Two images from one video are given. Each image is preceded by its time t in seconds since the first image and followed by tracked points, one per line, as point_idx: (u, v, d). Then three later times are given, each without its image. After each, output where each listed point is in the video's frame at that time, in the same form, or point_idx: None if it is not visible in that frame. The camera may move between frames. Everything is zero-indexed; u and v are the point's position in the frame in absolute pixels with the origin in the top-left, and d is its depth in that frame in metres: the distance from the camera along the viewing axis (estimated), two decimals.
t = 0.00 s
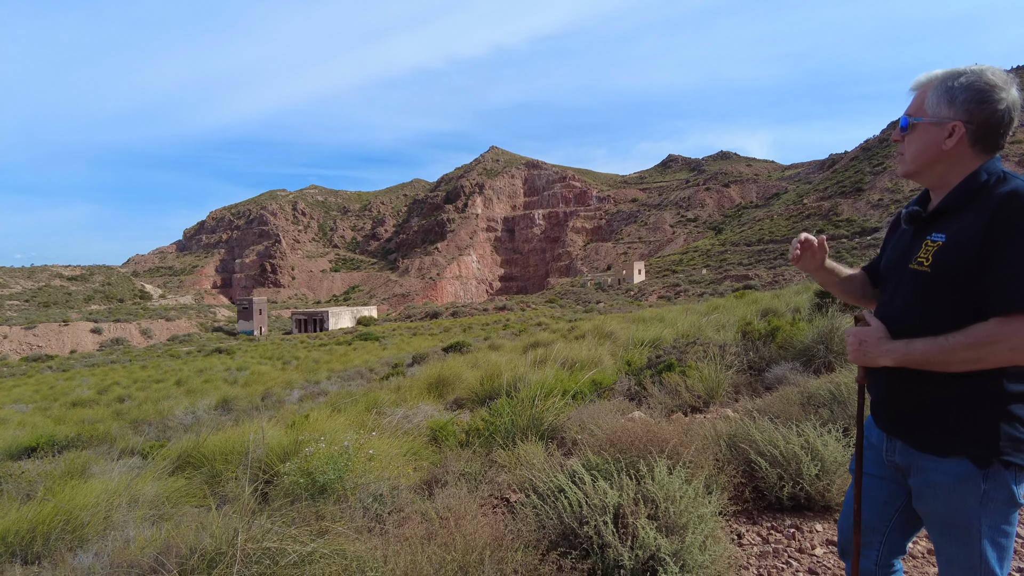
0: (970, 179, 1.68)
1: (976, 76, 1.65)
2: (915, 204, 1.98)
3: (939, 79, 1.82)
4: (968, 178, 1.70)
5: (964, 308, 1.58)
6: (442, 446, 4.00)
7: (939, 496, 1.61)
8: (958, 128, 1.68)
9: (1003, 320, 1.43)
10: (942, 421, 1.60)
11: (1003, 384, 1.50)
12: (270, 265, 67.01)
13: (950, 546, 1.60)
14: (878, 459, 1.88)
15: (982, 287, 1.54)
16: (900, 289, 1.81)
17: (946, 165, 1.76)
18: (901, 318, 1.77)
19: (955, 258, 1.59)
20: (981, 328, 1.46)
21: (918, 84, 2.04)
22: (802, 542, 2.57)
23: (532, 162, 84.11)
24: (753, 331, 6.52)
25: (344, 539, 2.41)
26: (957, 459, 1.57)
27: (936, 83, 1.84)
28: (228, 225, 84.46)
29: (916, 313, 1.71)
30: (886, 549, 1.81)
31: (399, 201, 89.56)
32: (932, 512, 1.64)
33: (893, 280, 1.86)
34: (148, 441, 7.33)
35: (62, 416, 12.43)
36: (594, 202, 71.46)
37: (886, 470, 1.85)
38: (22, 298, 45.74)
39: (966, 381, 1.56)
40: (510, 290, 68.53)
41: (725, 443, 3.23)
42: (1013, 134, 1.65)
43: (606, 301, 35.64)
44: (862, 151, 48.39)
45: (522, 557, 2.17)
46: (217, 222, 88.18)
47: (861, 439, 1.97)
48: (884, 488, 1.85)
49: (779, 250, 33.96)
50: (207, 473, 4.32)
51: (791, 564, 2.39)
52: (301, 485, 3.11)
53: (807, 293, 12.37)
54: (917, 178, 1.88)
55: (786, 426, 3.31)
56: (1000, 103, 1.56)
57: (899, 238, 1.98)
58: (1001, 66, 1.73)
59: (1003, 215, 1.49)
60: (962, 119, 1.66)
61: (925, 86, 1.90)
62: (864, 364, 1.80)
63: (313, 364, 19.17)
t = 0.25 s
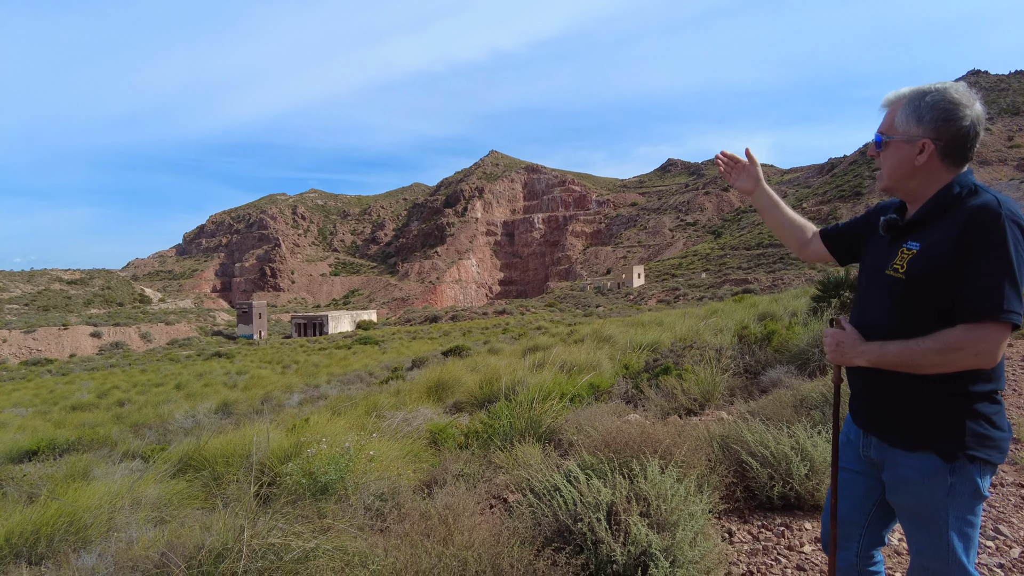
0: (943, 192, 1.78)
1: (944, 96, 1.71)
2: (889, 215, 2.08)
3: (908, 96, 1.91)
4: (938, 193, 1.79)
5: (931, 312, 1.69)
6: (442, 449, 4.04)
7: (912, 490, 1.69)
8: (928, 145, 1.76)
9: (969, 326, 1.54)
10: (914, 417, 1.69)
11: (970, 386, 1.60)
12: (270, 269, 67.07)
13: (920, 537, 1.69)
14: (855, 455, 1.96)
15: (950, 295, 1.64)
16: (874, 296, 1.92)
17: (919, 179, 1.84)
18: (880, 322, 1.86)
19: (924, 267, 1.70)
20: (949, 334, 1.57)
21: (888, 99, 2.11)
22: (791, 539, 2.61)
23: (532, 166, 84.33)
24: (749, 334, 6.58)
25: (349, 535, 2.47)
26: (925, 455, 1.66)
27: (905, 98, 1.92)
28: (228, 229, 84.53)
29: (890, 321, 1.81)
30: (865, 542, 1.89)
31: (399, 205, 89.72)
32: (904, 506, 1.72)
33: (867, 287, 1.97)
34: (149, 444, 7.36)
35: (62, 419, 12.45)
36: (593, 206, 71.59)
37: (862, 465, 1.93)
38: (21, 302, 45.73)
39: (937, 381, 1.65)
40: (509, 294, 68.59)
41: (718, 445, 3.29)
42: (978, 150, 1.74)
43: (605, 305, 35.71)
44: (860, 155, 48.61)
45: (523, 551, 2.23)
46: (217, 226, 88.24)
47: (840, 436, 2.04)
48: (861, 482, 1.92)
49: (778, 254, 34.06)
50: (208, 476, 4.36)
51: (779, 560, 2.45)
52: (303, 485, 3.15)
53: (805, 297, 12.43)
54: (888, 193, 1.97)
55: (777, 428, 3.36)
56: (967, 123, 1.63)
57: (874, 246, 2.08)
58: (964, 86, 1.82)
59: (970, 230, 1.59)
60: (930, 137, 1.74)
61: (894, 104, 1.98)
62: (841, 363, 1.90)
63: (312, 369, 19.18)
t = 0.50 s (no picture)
0: (911, 201, 1.86)
1: (917, 108, 1.80)
2: (864, 219, 2.16)
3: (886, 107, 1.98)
4: (909, 201, 1.88)
5: (902, 314, 1.77)
6: (441, 449, 4.09)
7: (886, 483, 1.77)
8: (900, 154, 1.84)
9: (933, 327, 1.61)
10: (886, 414, 1.77)
11: (938, 382, 1.67)
12: (269, 272, 67.11)
13: (895, 528, 1.77)
14: (835, 450, 2.03)
15: (917, 298, 1.72)
16: (849, 300, 1.99)
17: (891, 188, 1.93)
18: (854, 323, 1.93)
19: (897, 272, 1.77)
20: (916, 333, 1.64)
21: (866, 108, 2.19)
22: (780, 536, 2.66)
23: (531, 169, 84.50)
24: (746, 337, 6.61)
25: (349, 532, 2.52)
26: (896, 450, 1.74)
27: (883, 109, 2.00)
28: (228, 232, 84.58)
29: (863, 323, 1.89)
30: (846, 533, 1.97)
31: (399, 208, 89.85)
32: (879, 498, 1.81)
33: (843, 291, 2.05)
34: (148, 447, 7.39)
35: (62, 422, 12.47)
36: (593, 209, 71.72)
37: (843, 460, 2.00)
38: (21, 305, 45.74)
39: (906, 380, 1.73)
40: (509, 297, 68.63)
41: (711, 444, 3.34)
42: (947, 161, 1.83)
43: (604, 307, 35.74)
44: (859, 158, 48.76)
45: (518, 544, 2.29)
46: (217, 228, 88.29)
47: (821, 433, 2.12)
48: (840, 476, 2.00)
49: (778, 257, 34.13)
50: (210, 477, 4.40)
51: (770, 554, 2.50)
52: (304, 483, 3.20)
53: (803, 300, 12.49)
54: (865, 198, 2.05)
55: (770, 429, 3.41)
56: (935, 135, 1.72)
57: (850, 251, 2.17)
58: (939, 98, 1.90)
59: (937, 235, 1.66)
60: (902, 145, 1.82)
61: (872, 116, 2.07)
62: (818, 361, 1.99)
63: (312, 372, 19.20)
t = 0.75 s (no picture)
0: (885, 204, 1.94)
1: (890, 116, 1.89)
2: (844, 222, 2.25)
3: (863, 116, 2.09)
4: (882, 204, 1.97)
5: (877, 313, 1.85)
6: (438, 448, 4.12)
7: (867, 479, 1.84)
8: (875, 159, 1.94)
9: (908, 324, 1.68)
10: (868, 411, 1.83)
11: (916, 380, 1.73)
12: (269, 273, 67.13)
13: (875, 522, 1.83)
14: (816, 448, 2.10)
15: (890, 299, 1.80)
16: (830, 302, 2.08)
17: (867, 191, 2.02)
18: (834, 325, 2.02)
19: (870, 273, 1.86)
20: (891, 330, 1.71)
21: (845, 115, 2.29)
22: (770, 532, 2.70)
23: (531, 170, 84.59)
24: (742, 337, 6.64)
25: (345, 528, 2.55)
26: (875, 447, 1.81)
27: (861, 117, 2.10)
28: (227, 233, 84.61)
29: (844, 323, 1.97)
30: (829, 528, 2.03)
31: (398, 209, 89.90)
32: (861, 494, 1.87)
33: (824, 294, 2.13)
34: (148, 447, 7.43)
35: (61, 423, 12.49)
36: (592, 210, 71.76)
37: (825, 457, 2.06)
38: (21, 306, 45.79)
39: (886, 374, 1.79)
40: (508, 298, 68.64)
41: (703, 443, 3.38)
42: (920, 166, 1.92)
43: (604, 308, 35.80)
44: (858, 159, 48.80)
45: (511, 541, 2.32)
46: (216, 229, 88.33)
47: (804, 430, 2.19)
48: (823, 473, 2.07)
49: (777, 257, 34.18)
50: (209, 477, 4.42)
51: (760, 550, 2.54)
52: (302, 481, 3.23)
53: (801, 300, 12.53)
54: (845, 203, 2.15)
55: (761, 427, 3.45)
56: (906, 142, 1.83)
57: (833, 254, 2.25)
58: (911, 107, 2.00)
59: (907, 235, 1.75)
60: (877, 151, 1.92)
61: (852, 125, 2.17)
62: (803, 359, 2.09)
63: (311, 372, 19.21)
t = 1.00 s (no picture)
0: (864, 196, 2.00)
1: (867, 110, 1.96)
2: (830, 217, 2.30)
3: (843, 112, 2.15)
4: (861, 196, 2.02)
5: (856, 305, 1.90)
6: (434, 446, 4.14)
7: (846, 472, 1.87)
8: (851, 153, 2.00)
9: (882, 314, 1.72)
10: (848, 406, 1.87)
11: (895, 373, 1.77)
12: (268, 273, 67.14)
13: (853, 515, 1.87)
14: (800, 441, 2.14)
15: (866, 290, 1.86)
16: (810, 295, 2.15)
17: (846, 185, 2.08)
18: (816, 316, 2.07)
19: (847, 266, 1.92)
20: (866, 321, 1.76)
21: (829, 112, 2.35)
22: (760, 528, 2.73)
23: (530, 169, 84.56)
24: (738, 335, 6.66)
25: (337, 521, 2.57)
26: (853, 440, 1.85)
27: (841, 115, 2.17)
28: (226, 233, 84.58)
29: (824, 315, 2.02)
30: (813, 521, 2.07)
31: (398, 208, 89.91)
32: (841, 487, 1.90)
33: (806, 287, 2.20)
34: (147, 446, 7.45)
35: (60, 422, 12.51)
36: (592, 210, 71.73)
37: (809, 451, 2.10)
38: (20, 306, 45.77)
39: (865, 367, 1.83)
40: (507, 298, 68.67)
41: (695, 439, 3.41)
42: (898, 159, 1.97)
43: (603, 307, 35.84)
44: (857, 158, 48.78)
45: (500, 534, 2.34)
46: (216, 229, 88.29)
47: (788, 426, 2.22)
48: (806, 466, 2.11)
49: (776, 257, 34.20)
50: (206, 475, 4.44)
51: (749, 545, 2.58)
52: (298, 477, 3.26)
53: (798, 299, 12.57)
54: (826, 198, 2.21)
55: (752, 423, 3.48)
56: (883, 134, 1.89)
57: (818, 249, 2.31)
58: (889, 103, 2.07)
59: (881, 227, 1.80)
60: (852, 145, 1.99)
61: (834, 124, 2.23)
62: (786, 353, 2.14)
63: (310, 372, 19.21)
